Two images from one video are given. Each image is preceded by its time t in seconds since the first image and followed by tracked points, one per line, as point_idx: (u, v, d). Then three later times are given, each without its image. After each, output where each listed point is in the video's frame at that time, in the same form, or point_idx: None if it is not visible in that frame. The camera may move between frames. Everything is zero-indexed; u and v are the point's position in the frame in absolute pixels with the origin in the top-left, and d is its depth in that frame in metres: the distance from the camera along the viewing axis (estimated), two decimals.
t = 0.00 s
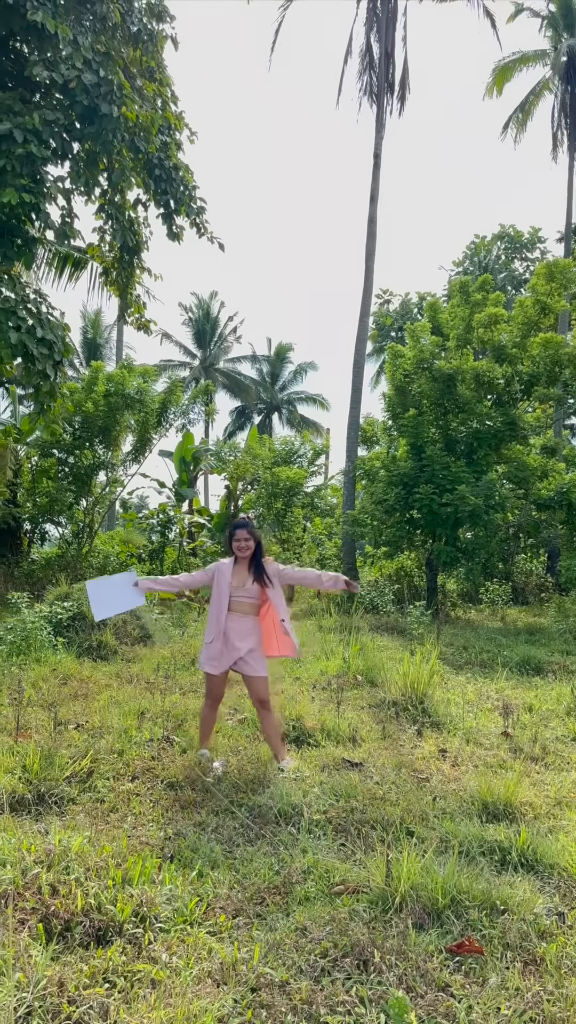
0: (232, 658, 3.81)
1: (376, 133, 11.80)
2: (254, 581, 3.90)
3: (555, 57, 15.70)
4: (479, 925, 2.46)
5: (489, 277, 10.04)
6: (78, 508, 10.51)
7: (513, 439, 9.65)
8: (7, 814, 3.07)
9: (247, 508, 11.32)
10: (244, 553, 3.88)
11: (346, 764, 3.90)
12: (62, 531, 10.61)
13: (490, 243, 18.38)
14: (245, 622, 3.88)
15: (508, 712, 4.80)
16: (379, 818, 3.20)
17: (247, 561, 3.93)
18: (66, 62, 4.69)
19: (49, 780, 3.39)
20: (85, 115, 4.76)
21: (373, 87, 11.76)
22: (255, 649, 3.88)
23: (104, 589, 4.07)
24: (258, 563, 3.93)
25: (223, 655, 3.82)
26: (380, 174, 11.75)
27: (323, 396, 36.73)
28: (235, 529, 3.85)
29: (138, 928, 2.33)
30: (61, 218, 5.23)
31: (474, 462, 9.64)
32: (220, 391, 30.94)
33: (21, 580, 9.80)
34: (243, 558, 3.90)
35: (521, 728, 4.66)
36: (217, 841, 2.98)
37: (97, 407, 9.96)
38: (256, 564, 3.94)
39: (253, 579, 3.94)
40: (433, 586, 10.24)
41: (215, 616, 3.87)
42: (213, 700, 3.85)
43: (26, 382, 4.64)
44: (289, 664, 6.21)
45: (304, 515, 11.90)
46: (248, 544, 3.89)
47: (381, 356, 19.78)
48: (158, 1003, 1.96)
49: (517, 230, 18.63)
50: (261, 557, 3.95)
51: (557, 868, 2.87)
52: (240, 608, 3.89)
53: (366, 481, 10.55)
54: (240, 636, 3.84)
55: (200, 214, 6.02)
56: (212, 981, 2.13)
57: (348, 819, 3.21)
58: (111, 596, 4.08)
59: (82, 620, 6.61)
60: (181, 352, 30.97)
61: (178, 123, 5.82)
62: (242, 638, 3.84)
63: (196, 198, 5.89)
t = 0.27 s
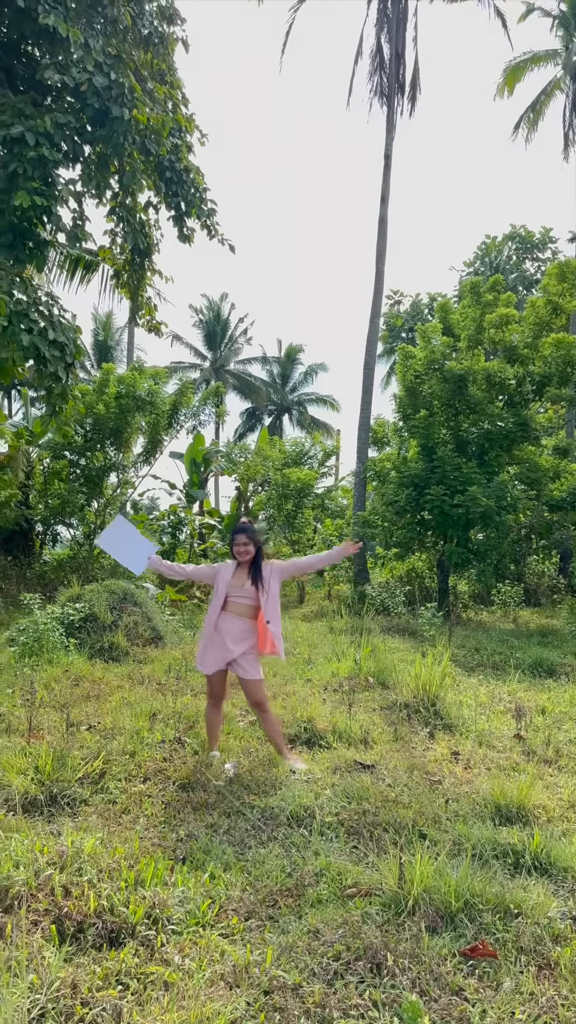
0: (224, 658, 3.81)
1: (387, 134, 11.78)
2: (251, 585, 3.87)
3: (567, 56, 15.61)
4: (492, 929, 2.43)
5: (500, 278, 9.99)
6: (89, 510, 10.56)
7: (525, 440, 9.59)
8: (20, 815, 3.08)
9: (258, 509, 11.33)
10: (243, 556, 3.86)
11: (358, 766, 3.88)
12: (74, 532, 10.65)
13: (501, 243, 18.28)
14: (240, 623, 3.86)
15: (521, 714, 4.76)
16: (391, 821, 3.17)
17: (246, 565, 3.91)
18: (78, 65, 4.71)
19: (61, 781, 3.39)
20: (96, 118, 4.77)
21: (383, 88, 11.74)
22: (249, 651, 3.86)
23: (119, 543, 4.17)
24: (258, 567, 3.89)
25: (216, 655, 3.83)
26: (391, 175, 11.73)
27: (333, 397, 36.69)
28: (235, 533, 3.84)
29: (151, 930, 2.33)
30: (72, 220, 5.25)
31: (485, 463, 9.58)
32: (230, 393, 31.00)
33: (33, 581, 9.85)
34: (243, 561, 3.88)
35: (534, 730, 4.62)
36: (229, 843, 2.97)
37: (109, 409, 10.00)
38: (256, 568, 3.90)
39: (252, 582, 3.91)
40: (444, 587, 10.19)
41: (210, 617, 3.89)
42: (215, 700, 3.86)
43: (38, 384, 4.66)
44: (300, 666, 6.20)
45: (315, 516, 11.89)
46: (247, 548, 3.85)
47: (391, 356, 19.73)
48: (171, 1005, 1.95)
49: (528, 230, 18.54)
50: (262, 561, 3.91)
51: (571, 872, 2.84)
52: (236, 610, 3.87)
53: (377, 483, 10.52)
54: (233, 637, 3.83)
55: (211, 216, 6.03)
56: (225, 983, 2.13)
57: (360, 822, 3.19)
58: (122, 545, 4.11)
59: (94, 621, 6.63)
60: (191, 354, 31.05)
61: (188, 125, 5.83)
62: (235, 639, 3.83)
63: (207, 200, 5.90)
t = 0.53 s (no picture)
0: (227, 658, 3.81)
1: (398, 135, 11.75)
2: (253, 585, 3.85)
3: None
4: (507, 933, 2.41)
5: (512, 278, 9.93)
6: (101, 511, 10.60)
7: (538, 441, 9.51)
8: (33, 816, 3.09)
9: (269, 511, 11.33)
10: (246, 558, 3.85)
11: (371, 769, 3.86)
12: (86, 534, 10.70)
13: (512, 243, 18.18)
14: (242, 623, 3.85)
15: (534, 716, 4.72)
16: (404, 824, 3.15)
17: (250, 567, 3.90)
18: (89, 69, 4.73)
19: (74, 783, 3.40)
20: (108, 121, 4.79)
21: (394, 89, 11.72)
22: (251, 651, 3.84)
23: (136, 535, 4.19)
24: (260, 569, 3.86)
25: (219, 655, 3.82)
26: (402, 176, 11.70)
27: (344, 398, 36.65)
28: (239, 536, 3.85)
29: (163, 932, 2.32)
30: (84, 223, 5.28)
31: (497, 464, 9.52)
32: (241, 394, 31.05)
33: (45, 583, 9.89)
34: (246, 563, 3.87)
35: (547, 733, 4.58)
36: (242, 846, 2.96)
37: (120, 411, 10.03)
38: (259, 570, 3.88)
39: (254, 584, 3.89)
40: (456, 589, 10.14)
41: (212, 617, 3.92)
42: (222, 700, 3.86)
43: (50, 386, 4.68)
44: (311, 668, 6.19)
45: (325, 518, 11.87)
46: (250, 551, 3.85)
47: (402, 357, 19.66)
48: (185, 1008, 1.94)
49: (539, 230, 18.42)
50: (266, 563, 3.88)
51: None
52: (239, 610, 3.86)
53: (388, 484, 10.50)
54: (234, 637, 3.83)
55: (222, 218, 6.04)
56: (238, 986, 2.12)
57: (373, 824, 3.17)
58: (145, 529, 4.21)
59: (105, 622, 6.65)
60: (202, 356, 31.13)
61: (199, 127, 5.84)
62: (237, 639, 3.82)
63: (218, 201, 5.91)
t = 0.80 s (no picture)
0: (235, 659, 3.80)
1: (408, 136, 11.73)
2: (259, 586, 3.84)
3: None
4: (520, 937, 2.38)
5: (523, 278, 9.87)
6: (112, 513, 10.64)
7: (550, 442, 9.44)
8: (45, 818, 3.10)
9: (280, 512, 11.33)
10: (252, 558, 3.86)
11: (383, 771, 3.84)
12: (97, 536, 10.74)
13: (523, 243, 18.08)
14: (249, 623, 3.84)
15: (547, 719, 4.67)
16: (416, 827, 3.13)
17: (256, 567, 3.91)
18: (101, 72, 4.75)
19: (86, 784, 3.41)
20: (119, 124, 4.81)
21: (405, 90, 11.70)
22: (260, 651, 3.83)
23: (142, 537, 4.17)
24: (266, 569, 3.87)
25: (227, 656, 3.81)
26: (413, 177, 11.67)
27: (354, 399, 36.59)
28: (245, 537, 3.87)
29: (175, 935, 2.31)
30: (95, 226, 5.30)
31: (509, 464, 9.45)
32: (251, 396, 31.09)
33: (57, 584, 9.93)
34: (252, 563, 3.88)
35: (561, 736, 4.54)
36: (254, 848, 2.95)
37: (131, 412, 10.07)
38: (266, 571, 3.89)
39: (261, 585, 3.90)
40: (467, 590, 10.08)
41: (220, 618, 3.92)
42: (230, 702, 3.85)
43: (62, 389, 4.70)
44: (322, 670, 6.17)
45: (336, 519, 11.85)
46: (256, 551, 3.86)
47: (413, 358, 19.60)
48: (197, 1011, 1.93)
49: (551, 230, 18.32)
50: (272, 563, 3.88)
51: None
52: (246, 611, 3.86)
53: (399, 485, 10.47)
54: (243, 637, 3.82)
55: (233, 220, 6.04)
56: (251, 989, 2.11)
57: (386, 827, 3.15)
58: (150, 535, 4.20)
59: (117, 624, 6.67)
60: (213, 358, 31.21)
61: (210, 130, 5.85)
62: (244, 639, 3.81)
63: (229, 204, 5.92)
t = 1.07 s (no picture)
0: (245, 660, 3.79)
1: (418, 137, 11.71)
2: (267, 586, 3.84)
3: None
4: (532, 941, 2.36)
5: (534, 278, 9.82)
6: (123, 515, 10.68)
7: (561, 443, 9.37)
8: (56, 818, 3.10)
9: (289, 514, 11.35)
10: (258, 559, 3.87)
11: (394, 773, 3.82)
12: (108, 537, 10.78)
13: (534, 243, 17.99)
14: (258, 624, 3.83)
15: (559, 721, 4.63)
16: (427, 829, 3.11)
17: (263, 568, 3.91)
18: (111, 75, 4.78)
19: (97, 785, 3.41)
20: (129, 127, 4.82)
21: (414, 90, 11.69)
22: (270, 652, 3.81)
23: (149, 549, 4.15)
24: (273, 569, 3.87)
25: (237, 657, 3.81)
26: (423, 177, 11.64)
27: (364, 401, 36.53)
28: (251, 538, 3.87)
29: (186, 936, 2.31)
30: (106, 228, 5.32)
31: (520, 465, 9.39)
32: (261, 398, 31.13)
33: (68, 586, 9.97)
34: (259, 564, 3.88)
35: (573, 738, 4.49)
36: (264, 850, 2.94)
37: (142, 414, 10.11)
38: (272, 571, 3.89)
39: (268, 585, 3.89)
40: (478, 592, 10.02)
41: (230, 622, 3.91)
42: (241, 704, 3.84)
43: (72, 390, 4.71)
44: (332, 671, 6.16)
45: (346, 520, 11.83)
46: (263, 552, 3.87)
47: (423, 358, 19.53)
48: (208, 1013, 1.92)
49: (561, 231, 18.22)
50: (279, 563, 3.89)
51: None
52: (255, 612, 3.85)
53: (409, 486, 10.44)
54: (253, 639, 3.81)
55: (242, 222, 6.05)
56: (262, 992, 2.10)
57: (397, 829, 3.13)
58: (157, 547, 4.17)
59: (127, 625, 6.68)
60: (222, 359, 31.28)
61: (220, 132, 5.85)
62: (254, 640, 3.80)
63: (238, 205, 5.92)
